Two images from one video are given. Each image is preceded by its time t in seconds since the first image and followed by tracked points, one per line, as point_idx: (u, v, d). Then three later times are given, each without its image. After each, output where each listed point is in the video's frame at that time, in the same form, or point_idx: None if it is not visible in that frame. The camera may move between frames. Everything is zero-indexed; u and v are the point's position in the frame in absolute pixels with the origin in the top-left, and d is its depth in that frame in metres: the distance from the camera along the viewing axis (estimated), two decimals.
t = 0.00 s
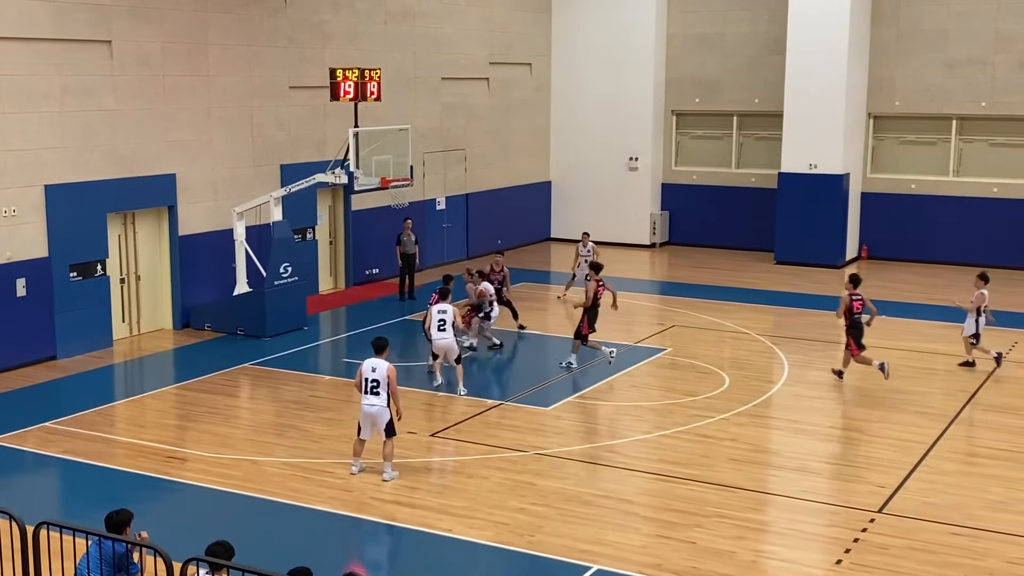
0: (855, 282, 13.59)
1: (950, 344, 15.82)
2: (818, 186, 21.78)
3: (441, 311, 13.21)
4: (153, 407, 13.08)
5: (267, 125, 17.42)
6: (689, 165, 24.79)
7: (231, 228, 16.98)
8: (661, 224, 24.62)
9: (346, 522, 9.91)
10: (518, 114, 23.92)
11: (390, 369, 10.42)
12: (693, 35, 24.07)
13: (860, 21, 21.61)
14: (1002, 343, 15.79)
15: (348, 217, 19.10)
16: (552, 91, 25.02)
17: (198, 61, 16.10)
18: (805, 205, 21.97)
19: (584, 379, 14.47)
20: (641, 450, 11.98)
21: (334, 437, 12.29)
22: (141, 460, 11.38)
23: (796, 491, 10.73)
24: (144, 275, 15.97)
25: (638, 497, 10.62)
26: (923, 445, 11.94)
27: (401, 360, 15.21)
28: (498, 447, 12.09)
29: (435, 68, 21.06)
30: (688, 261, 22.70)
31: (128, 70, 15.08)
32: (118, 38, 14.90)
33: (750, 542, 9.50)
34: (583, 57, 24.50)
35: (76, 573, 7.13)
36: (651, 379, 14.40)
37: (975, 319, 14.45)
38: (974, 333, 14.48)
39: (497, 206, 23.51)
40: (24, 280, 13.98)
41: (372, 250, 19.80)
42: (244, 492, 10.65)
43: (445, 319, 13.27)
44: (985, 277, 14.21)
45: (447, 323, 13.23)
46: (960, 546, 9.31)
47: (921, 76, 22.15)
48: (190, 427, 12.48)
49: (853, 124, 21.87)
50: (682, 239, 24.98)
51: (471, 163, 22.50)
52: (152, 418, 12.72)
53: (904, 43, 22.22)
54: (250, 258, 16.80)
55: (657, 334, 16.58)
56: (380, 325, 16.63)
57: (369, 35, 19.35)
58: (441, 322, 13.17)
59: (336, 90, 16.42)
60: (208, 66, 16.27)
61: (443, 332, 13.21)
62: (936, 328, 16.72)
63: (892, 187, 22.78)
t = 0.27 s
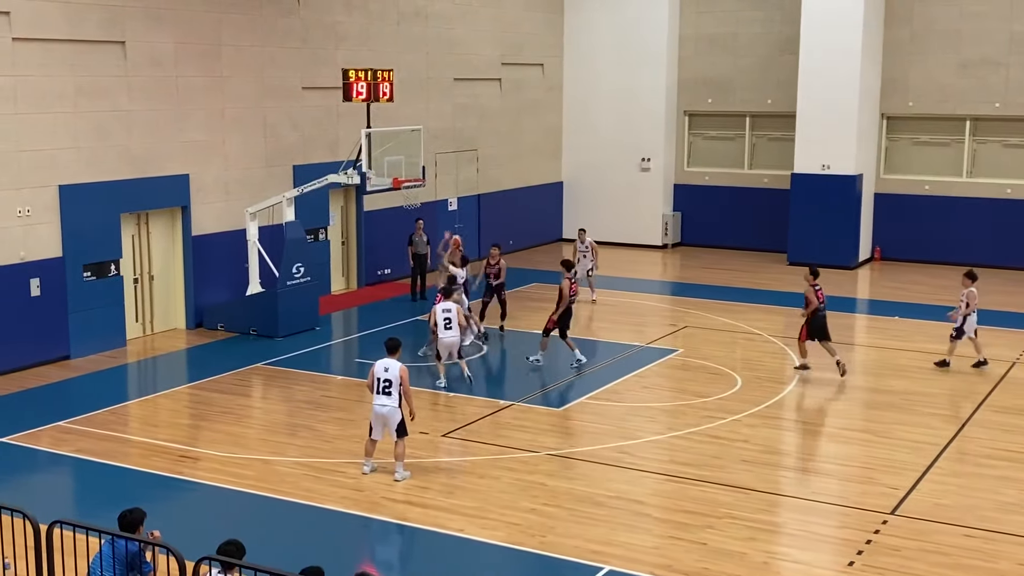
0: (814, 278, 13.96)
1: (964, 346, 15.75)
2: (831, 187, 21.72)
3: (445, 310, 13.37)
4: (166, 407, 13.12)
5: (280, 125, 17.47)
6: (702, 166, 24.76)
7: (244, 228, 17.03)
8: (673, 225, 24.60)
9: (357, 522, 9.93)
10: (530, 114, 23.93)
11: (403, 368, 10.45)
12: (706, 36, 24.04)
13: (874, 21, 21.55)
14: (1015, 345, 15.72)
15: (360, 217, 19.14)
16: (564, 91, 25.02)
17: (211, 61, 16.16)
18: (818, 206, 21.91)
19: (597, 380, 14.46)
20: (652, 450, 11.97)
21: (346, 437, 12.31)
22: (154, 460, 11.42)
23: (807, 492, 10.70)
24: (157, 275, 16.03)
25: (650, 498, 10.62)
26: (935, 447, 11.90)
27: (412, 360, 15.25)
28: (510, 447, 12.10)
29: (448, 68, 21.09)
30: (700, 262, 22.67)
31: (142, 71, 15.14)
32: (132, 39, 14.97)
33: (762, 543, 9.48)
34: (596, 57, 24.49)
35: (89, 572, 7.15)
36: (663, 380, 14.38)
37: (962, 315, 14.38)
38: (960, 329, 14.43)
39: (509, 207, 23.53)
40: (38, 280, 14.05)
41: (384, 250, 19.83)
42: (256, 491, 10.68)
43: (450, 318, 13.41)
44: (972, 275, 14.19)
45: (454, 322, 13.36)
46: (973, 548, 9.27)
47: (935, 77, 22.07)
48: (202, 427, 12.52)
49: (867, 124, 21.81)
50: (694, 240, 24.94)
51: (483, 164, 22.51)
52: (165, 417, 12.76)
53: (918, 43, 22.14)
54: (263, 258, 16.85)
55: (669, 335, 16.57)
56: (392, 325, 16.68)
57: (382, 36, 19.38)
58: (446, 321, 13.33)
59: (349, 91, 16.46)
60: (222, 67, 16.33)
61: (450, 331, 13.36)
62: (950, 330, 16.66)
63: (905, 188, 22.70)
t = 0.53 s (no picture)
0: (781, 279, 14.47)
1: (979, 348, 15.68)
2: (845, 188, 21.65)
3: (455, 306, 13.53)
4: (180, 406, 13.17)
5: (294, 126, 17.52)
6: (715, 167, 24.71)
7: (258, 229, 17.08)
8: (687, 226, 24.56)
9: (370, 522, 9.95)
10: (543, 115, 23.93)
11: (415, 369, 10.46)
12: (720, 37, 24.00)
13: (889, 21, 21.47)
14: None
15: (373, 218, 19.18)
16: (578, 92, 25.01)
17: (226, 62, 16.22)
18: (833, 207, 21.84)
19: (609, 381, 14.45)
20: (665, 451, 11.95)
21: (359, 437, 12.33)
22: (168, 459, 11.46)
23: (821, 494, 10.67)
24: (172, 276, 16.09)
25: (663, 499, 10.60)
26: (950, 449, 11.84)
27: (425, 360, 15.27)
28: (523, 448, 12.10)
29: (461, 69, 21.11)
30: (713, 263, 22.63)
31: (157, 72, 15.21)
32: (147, 40, 15.03)
33: (775, 545, 9.45)
34: (610, 58, 24.48)
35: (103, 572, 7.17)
36: (676, 382, 14.36)
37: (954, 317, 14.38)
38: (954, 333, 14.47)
39: (522, 208, 23.53)
40: (54, 280, 14.12)
41: (397, 251, 19.86)
42: (270, 491, 10.70)
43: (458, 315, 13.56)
44: (966, 278, 14.11)
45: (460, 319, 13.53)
46: (988, 551, 9.23)
47: (950, 78, 21.97)
48: (216, 427, 12.55)
49: (881, 125, 21.73)
50: (707, 240, 24.89)
51: (496, 165, 22.52)
52: (180, 417, 12.81)
53: (934, 43, 22.05)
54: (277, 259, 16.90)
55: (682, 336, 16.55)
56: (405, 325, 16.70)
57: (396, 37, 19.42)
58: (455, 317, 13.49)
59: (362, 92, 16.49)
60: (236, 68, 16.39)
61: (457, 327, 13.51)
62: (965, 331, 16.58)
63: (920, 189, 22.60)
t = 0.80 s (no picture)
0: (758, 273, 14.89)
1: (989, 348, 15.63)
2: (855, 188, 21.60)
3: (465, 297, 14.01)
4: (189, 406, 13.19)
5: (302, 126, 17.53)
6: (724, 166, 24.67)
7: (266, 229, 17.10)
8: (696, 226, 24.53)
9: (378, 522, 9.95)
10: (551, 115, 23.92)
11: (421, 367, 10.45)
12: (728, 36, 23.97)
13: (898, 21, 21.41)
14: None
15: (382, 218, 19.20)
16: (586, 92, 24.99)
17: (234, 62, 16.24)
18: (842, 206, 21.79)
19: (617, 381, 14.44)
20: (674, 452, 11.93)
21: (368, 436, 12.34)
22: (177, 459, 11.48)
23: (830, 495, 10.64)
24: (181, 275, 16.12)
25: (671, 499, 10.59)
26: (960, 450, 11.80)
27: (433, 361, 15.27)
28: (532, 448, 12.10)
29: (469, 69, 21.10)
30: (721, 263, 22.59)
31: (166, 72, 15.24)
32: (156, 40, 15.06)
33: (784, 546, 9.43)
34: (618, 58, 24.46)
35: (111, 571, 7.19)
36: (684, 382, 14.34)
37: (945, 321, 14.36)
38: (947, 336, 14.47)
39: (530, 208, 23.53)
40: (63, 279, 14.16)
41: (405, 250, 19.87)
42: (278, 491, 10.71)
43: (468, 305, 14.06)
44: (955, 278, 14.05)
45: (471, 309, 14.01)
46: (998, 552, 9.20)
47: (959, 77, 21.90)
48: (225, 426, 12.57)
49: (891, 125, 21.68)
50: (716, 240, 24.86)
51: (504, 164, 22.51)
52: (188, 417, 12.83)
53: (943, 43, 21.99)
54: (285, 259, 16.92)
55: (691, 336, 16.53)
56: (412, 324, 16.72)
57: (404, 36, 19.42)
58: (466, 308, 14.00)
59: (371, 92, 16.51)
60: (245, 68, 16.41)
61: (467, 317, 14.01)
62: (975, 331, 16.53)
63: (930, 189, 22.54)
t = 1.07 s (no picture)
0: (741, 268, 14.83)
1: (994, 347, 15.60)
2: (859, 187, 21.59)
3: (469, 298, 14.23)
4: (193, 405, 13.21)
5: (306, 126, 17.55)
6: (728, 166, 24.66)
7: (271, 228, 17.11)
8: (700, 225, 24.53)
9: (383, 522, 9.96)
10: (555, 114, 23.92)
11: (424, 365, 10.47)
12: (732, 36, 23.96)
13: (902, 20, 21.39)
14: None
15: (385, 218, 19.22)
16: (590, 91, 24.99)
17: (238, 62, 16.25)
18: (846, 206, 21.78)
19: (622, 380, 14.44)
20: (679, 451, 11.92)
21: (372, 436, 12.35)
22: (182, 458, 11.50)
23: (835, 494, 10.63)
24: (185, 275, 16.14)
25: (675, 499, 10.59)
26: (964, 449, 11.79)
27: (438, 360, 15.27)
28: (536, 447, 12.10)
29: (473, 68, 21.11)
30: (725, 263, 22.58)
31: (170, 72, 15.25)
32: (160, 40, 15.08)
33: (788, 545, 9.43)
34: (621, 57, 24.45)
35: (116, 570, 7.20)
36: (688, 381, 14.34)
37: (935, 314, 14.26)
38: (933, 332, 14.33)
39: (534, 207, 23.53)
40: (68, 279, 14.18)
41: (409, 250, 19.88)
42: (282, 490, 10.73)
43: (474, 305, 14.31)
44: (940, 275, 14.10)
45: (478, 310, 14.32)
46: (1002, 551, 9.19)
47: (963, 76, 21.88)
48: (229, 425, 12.59)
49: (895, 124, 21.67)
50: (720, 240, 24.85)
51: (508, 164, 22.52)
52: (192, 416, 12.84)
53: (947, 41, 21.97)
54: (289, 258, 16.94)
55: (695, 336, 16.52)
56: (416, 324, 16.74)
57: (408, 36, 19.42)
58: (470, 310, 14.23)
59: (375, 91, 16.52)
60: (249, 68, 16.43)
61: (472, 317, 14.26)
62: (980, 331, 16.50)
63: (934, 188, 22.52)
